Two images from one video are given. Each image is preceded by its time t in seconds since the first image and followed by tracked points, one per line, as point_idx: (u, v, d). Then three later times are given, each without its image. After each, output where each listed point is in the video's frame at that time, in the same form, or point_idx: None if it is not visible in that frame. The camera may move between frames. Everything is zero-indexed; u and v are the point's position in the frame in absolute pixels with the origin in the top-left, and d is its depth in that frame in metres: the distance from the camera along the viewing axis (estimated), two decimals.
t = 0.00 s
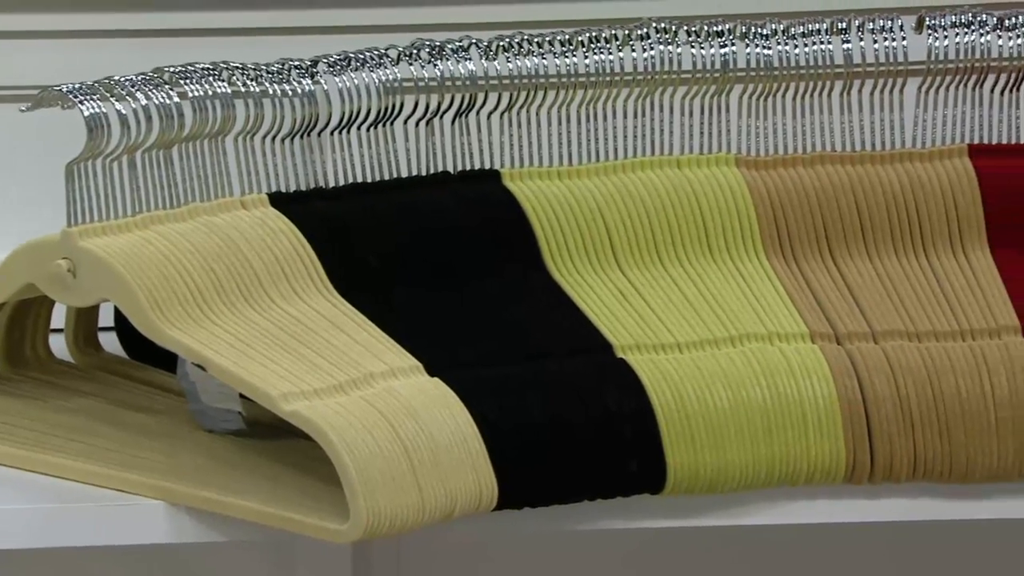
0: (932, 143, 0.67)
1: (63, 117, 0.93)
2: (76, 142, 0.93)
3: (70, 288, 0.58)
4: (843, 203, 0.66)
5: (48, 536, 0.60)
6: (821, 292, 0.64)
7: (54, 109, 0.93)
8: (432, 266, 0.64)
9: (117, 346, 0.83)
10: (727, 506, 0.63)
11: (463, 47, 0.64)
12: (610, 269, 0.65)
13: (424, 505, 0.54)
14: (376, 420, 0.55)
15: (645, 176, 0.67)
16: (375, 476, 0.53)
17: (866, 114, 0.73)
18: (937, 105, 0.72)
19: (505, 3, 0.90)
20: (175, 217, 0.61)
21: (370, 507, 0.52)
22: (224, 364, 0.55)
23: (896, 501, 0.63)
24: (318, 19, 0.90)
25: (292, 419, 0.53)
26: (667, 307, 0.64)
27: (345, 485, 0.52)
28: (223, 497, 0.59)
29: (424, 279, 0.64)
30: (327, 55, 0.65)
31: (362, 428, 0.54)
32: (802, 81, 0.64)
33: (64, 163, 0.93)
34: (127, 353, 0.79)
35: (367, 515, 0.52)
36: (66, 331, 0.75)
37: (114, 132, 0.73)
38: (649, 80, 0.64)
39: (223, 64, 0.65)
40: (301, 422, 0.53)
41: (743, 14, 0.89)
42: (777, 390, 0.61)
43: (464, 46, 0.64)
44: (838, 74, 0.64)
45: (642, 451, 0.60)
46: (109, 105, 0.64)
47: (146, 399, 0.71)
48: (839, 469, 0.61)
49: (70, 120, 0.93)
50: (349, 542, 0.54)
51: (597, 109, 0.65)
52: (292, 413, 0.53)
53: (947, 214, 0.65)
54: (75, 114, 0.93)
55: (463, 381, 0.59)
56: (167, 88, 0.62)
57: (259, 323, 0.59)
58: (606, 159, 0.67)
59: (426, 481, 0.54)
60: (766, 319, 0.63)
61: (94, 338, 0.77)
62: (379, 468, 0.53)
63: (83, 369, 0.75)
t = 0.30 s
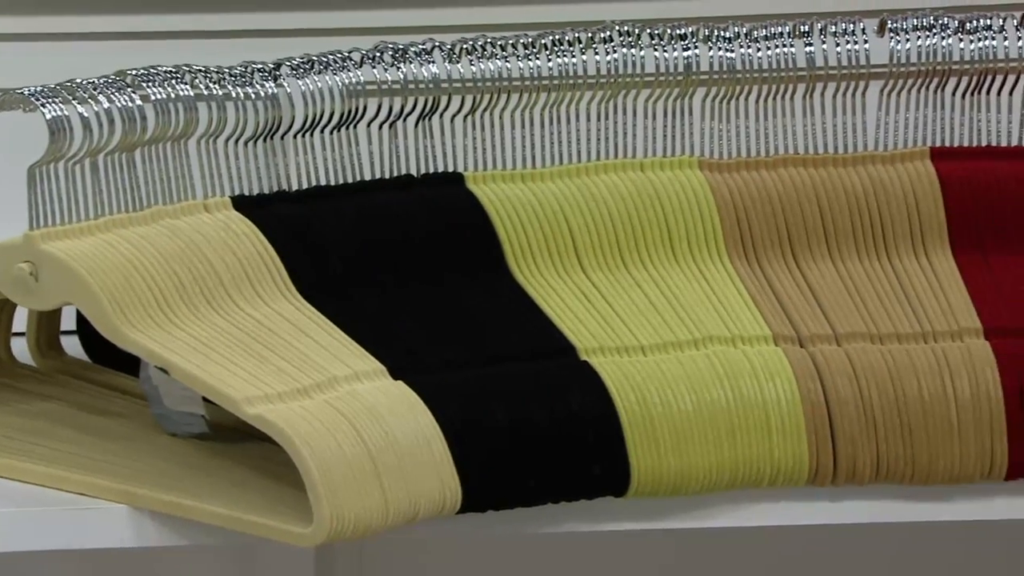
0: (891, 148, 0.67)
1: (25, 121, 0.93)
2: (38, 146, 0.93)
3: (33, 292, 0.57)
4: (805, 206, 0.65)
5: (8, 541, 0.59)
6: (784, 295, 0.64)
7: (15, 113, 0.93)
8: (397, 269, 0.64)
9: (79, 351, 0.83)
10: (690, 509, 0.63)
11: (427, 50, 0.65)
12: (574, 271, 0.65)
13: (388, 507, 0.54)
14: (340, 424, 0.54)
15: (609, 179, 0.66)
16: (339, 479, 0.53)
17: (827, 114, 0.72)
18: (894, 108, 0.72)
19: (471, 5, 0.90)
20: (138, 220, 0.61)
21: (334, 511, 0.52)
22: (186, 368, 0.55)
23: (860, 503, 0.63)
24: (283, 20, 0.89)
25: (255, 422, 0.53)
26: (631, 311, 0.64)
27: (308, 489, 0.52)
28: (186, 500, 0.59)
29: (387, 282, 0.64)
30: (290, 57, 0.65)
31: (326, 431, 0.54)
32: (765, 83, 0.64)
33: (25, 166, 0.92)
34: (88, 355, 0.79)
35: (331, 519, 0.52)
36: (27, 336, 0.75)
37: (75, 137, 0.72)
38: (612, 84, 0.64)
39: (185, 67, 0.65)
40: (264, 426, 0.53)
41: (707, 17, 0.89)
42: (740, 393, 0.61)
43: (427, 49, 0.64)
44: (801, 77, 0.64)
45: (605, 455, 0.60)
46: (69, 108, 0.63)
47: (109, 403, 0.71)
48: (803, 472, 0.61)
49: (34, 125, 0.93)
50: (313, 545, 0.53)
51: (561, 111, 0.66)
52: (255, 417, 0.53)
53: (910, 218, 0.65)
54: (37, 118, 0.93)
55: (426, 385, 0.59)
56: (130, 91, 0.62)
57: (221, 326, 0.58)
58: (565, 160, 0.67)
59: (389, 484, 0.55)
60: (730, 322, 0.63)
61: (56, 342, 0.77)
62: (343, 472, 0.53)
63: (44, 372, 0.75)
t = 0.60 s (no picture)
0: (858, 150, 0.67)
1: None
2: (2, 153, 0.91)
3: None
4: (769, 209, 0.65)
5: None
6: (748, 298, 0.64)
7: None
8: (363, 272, 0.64)
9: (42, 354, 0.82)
10: (655, 512, 0.64)
11: (391, 53, 0.65)
12: (538, 274, 0.65)
13: (352, 511, 0.54)
14: (304, 427, 0.54)
15: (572, 182, 0.66)
16: (303, 482, 0.52)
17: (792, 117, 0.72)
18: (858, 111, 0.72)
19: (441, 9, 0.90)
20: (102, 224, 0.60)
21: (298, 514, 0.52)
22: (149, 371, 0.54)
23: (824, 505, 0.63)
24: (253, 23, 0.89)
25: (219, 425, 0.53)
26: (596, 314, 0.64)
27: (272, 492, 0.52)
28: (149, 504, 0.59)
29: (352, 287, 0.64)
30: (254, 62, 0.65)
31: (291, 435, 0.53)
32: (729, 86, 0.64)
33: None
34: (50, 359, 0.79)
35: (295, 522, 0.52)
36: None
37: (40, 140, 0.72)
38: (576, 86, 0.64)
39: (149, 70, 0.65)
40: (227, 429, 0.53)
41: (674, 21, 0.89)
42: (704, 395, 0.61)
43: (391, 53, 0.65)
44: (765, 80, 0.64)
45: (570, 458, 0.60)
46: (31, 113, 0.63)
47: (74, 408, 0.70)
48: (767, 474, 0.61)
49: None
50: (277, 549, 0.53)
51: (526, 114, 0.66)
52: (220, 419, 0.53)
53: (873, 222, 0.65)
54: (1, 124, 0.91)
55: (391, 390, 0.59)
56: (93, 94, 0.61)
57: (185, 330, 0.58)
58: (528, 164, 0.67)
59: (354, 488, 0.54)
60: (694, 325, 0.63)
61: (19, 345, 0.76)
62: (307, 475, 0.53)
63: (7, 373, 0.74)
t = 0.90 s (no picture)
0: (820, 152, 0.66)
1: None
2: None
3: None
4: (733, 210, 0.65)
5: None
6: (712, 299, 0.64)
7: None
8: (328, 273, 0.64)
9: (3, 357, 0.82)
10: (618, 513, 0.64)
11: (355, 55, 0.64)
12: (503, 276, 0.65)
13: (317, 512, 0.54)
14: (268, 428, 0.54)
15: (536, 184, 0.66)
16: (268, 483, 0.52)
17: (757, 117, 0.72)
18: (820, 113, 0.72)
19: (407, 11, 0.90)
20: (66, 225, 0.59)
21: (263, 515, 0.52)
22: (114, 374, 0.53)
23: (789, 505, 0.63)
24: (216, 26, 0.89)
25: (184, 427, 0.52)
26: (560, 315, 0.64)
27: (236, 493, 0.52)
28: (111, 506, 0.59)
29: (316, 289, 0.63)
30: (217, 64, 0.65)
31: (255, 436, 0.53)
32: (693, 88, 0.64)
33: None
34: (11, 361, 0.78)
35: (260, 523, 0.52)
36: None
37: None
38: (540, 88, 0.64)
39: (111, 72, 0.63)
40: (192, 431, 0.53)
41: (637, 23, 0.90)
42: (669, 397, 0.61)
43: (355, 54, 0.64)
44: (729, 82, 0.64)
45: (535, 458, 0.60)
46: None
47: (36, 411, 0.70)
48: (732, 475, 0.61)
49: None
50: (241, 550, 0.53)
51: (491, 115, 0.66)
52: (184, 421, 0.53)
53: (837, 223, 0.65)
54: None
55: (356, 391, 0.59)
56: (56, 96, 0.60)
57: (149, 331, 0.57)
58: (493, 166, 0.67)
59: (319, 489, 0.54)
60: (659, 326, 0.63)
61: None
62: (272, 476, 0.53)
63: None
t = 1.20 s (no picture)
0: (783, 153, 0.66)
1: None
2: None
3: None
4: (697, 210, 0.65)
5: None
6: (676, 300, 0.64)
7: None
8: (294, 273, 0.64)
9: None
10: (583, 513, 0.64)
11: (319, 55, 0.64)
12: (468, 276, 0.65)
13: (281, 514, 0.54)
14: (232, 429, 0.54)
15: (500, 184, 0.66)
16: (232, 485, 0.52)
17: (721, 116, 0.72)
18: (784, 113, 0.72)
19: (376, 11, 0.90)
20: (28, 225, 0.59)
21: (228, 517, 0.52)
22: (76, 375, 0.53)
23: (752, 505, 0.63)
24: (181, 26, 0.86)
25: (148, 428, 0.52)
26: (525, 315, 0.64)
27: (200, 495, 0.52)
28: (74, 508, 0.58)
29: (281, 290, 0.63)
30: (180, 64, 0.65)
31: (218, 437, 0.53)
32: (658, 89, 0.64)
33: None
34: None
35: (224, 525, 0.52)
36: None
37: None
38: (504, 88, 0.64)
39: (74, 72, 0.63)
40: (156, 432, 0.52)
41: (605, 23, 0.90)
42: (633, 397, 0.61)
43: (319, 54, 0.64)
44: (693, 82, 0.64)
45: (500, 458, 0.60)
46: None
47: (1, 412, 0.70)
48: (696, 475, 0.62)
49: None
50: (205, 552, 0.53)
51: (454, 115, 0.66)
52: (148, 422, 0.52)
53: (801, 224, 0.65)
54: None
55: (321, 392, 0.59)
56: (18, 96, 0.60)
57: (112, 331, 0.57)
58: (456, 166, 0.67)
59: (283, 490, 0.54)
60: (623, 326, 0.63)
61: None
62: (236, 477, 0.53)
63: None
